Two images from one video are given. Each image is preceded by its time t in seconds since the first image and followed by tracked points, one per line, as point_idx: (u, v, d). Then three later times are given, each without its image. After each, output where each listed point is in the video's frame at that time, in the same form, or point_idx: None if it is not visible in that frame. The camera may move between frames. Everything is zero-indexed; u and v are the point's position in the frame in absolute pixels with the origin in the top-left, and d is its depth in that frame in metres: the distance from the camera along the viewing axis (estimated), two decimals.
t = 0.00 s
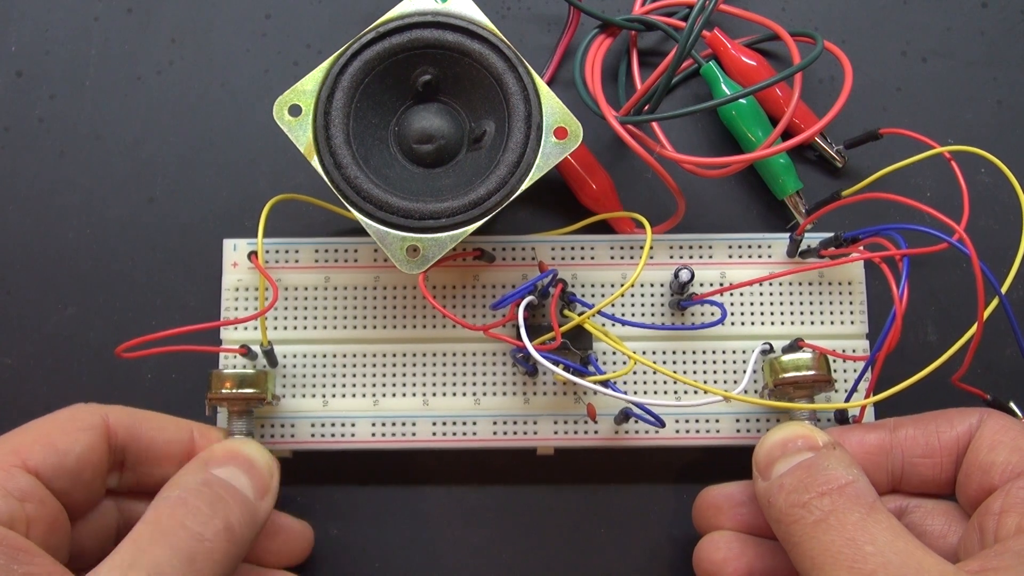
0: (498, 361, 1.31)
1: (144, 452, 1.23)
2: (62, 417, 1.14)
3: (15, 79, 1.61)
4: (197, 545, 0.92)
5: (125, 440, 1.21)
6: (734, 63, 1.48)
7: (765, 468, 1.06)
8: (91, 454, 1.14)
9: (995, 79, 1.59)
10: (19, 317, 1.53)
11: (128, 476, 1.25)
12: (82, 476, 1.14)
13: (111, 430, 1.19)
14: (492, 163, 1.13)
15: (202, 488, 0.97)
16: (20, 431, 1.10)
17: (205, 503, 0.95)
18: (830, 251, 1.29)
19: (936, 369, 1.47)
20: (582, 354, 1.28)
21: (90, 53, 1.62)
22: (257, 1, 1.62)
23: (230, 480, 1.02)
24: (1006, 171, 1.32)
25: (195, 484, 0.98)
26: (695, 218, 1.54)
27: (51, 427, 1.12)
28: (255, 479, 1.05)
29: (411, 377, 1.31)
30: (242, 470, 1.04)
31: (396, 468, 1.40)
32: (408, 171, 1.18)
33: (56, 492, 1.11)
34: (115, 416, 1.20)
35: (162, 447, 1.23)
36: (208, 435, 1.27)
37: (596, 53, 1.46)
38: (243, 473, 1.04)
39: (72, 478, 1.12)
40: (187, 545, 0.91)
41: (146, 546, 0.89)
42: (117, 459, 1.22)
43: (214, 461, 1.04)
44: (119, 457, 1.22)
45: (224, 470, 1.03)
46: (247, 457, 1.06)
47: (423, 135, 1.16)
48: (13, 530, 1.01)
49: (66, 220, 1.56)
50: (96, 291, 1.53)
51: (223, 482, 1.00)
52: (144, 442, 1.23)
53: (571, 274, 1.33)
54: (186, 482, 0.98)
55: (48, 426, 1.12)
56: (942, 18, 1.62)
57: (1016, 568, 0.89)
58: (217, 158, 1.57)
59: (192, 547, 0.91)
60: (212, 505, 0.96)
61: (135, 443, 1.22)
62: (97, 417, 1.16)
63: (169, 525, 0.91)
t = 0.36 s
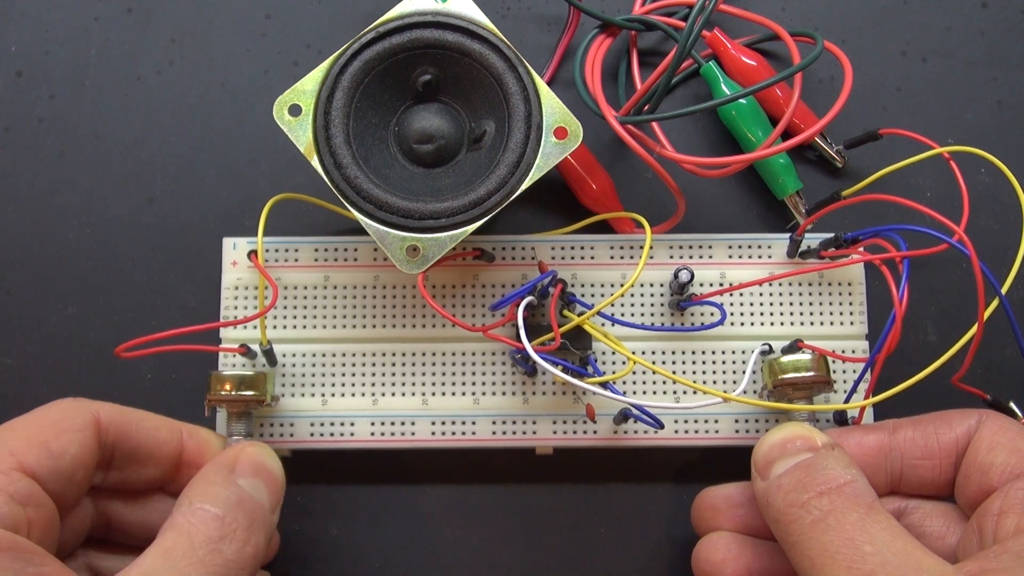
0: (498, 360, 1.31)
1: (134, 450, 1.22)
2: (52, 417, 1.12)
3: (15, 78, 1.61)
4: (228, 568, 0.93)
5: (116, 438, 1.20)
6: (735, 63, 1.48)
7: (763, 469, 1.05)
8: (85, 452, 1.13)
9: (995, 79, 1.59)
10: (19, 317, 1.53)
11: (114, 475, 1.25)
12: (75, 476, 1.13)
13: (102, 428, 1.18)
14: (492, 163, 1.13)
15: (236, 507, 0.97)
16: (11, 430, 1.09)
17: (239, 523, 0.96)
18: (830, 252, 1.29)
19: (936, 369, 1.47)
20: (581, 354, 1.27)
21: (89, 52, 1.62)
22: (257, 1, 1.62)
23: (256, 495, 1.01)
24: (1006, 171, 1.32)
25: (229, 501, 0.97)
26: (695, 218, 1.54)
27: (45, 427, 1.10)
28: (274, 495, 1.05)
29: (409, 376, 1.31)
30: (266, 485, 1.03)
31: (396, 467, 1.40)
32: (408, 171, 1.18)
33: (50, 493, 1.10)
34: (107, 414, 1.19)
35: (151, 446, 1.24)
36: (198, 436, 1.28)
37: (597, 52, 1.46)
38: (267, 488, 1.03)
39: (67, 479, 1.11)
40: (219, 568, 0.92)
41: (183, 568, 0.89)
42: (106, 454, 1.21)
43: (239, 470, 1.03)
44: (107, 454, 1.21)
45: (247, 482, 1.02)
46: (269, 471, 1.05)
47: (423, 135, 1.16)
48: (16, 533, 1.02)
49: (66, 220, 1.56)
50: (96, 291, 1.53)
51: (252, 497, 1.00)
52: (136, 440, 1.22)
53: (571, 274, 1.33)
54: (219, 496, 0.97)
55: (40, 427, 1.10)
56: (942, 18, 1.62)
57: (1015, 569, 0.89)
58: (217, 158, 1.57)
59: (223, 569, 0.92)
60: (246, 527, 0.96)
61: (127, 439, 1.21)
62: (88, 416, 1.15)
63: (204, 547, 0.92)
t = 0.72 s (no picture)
0: (494, 362, 1.31)
1: (150, 455, 1.23)
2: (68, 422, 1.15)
3: (15, 79, 1.61)
4: (204, 550, 0.93)
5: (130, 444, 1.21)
6: (734, 63, 1.48)
7: (765, 466, 1.05)
8: (95, 456, 1.14)
9: (995, 79, 1.59)
10: (20, 317, 1.53)
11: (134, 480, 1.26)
12: (85, 478, 1.14)
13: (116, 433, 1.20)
14: (492, 163, 1.13)
15: (208, 490, 0.98)
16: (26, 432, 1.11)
17: (212, 505, 0.96)
18: (827, 253, 1.29)
19: (935, 369, 1.47)
20: (579, 356, 1.26)
21: (89, 53, 1.62)
22: (257, 1, 1.62)
23: (234, 483, 1.02)
24: (1006, 171, 1.32)
25: (202, 485, 0.98)
26: (695, 218, 1.53)
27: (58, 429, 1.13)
28: (256, 483, 1.05)
29: (407, 378, 1.31)
30: (244, 474, 1.04)
31: (396, 467, 1.40)
32: (407, 171, 1.18)
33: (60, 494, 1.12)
34: (121, 423, 1.20)
35: (164, 451, 1.24)
36: (212, 438, 1.28)
37: (596, 53, 1.46)
38: (246, 475, 1.04)
39: (76, 480, 1.13)
40: (194, 550, 0.92)
41: (154, 550, 0.90)
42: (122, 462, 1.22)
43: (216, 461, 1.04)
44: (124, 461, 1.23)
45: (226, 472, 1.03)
46: (248, 459, 1.06)
47: (423, 135, 1.16)
48: (16, 526, 1.01)
49: (66, 220, 1.57)
50: (97, 291, 1.54)
51: (228, 484, 1.00)
52: (149, 446, 1.23)
53: (568, 275, 1.33)
54: (191, 483, 0.98)
55: (53, 430, 1.13)
56: (942, 17, 1.61)
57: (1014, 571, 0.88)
58: (217, 158, 1.57)
59: (199, 551, 0.92)
60: (219, 509, 0.97)
61: (140, 446, 1.22)
62: (103, 423, 1.17)
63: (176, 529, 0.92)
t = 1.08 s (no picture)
0: (495, 360, 1.31)
1: (152, 453, 1.24)
2: (68, 421, 1.15)
3: (15, 79, 1.61)
4: (194, 557, 0.92)
5: (130, 441, 1.22)
6: (734, 63, 1.48)
7: (768, 464, 1.05)
8: (97, 455, 1.15)
9: (995, 79, 1.59)
10: (20, 316, 1.53)
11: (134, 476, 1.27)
12: (89, 478, 1.15)
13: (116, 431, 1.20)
14: (492, 163, 1.13)
15: (199, 496, 0.97)
16: (27, 432, 1.11)
17: (202, 511, 0.96)
18: (827, 253, 1.29)
19: (935, 369, 1.47)
20: (579, 354, 1.26)
21: (89, 53, 1.62)
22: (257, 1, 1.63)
23: (225, 486, 1.01)
24: (1005, 171, 1.32)
25: (192, 491, 0.98)
26: (695, 218, 1.54)
27: (58, 430, 1.13)
28: (251, 483, 1.04)
29: (407, 376, 1.31)
30: (237, 475, 1.03)
31: (395, 466, 1.40)
32: (408, 170, 1.18)
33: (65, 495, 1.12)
34: (121, 418, 1.21)
35: (164, 449, 1.24)
36: (212, 431, 1.28)
37: (596, 53, 1.46)
38: (238, 477, 1.03)
39: (81, 480, 1.13)
40: (184, 557, 0.92)
41: (146, 559, 0.90)
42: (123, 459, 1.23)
43: (208, 464, 1.04)
44: (125, 457, 1.23)
45: (218, 475, 1.03)
46: (241, 461, 1.05)
47: (423, 134, 1.16)
48: (22, 532, 1.02)
49: (66, 220, 1.57)
50: (97, 291, 1.54)
51: (219, 488, 1.00)
52: (149, 444, 1.24)
53: (568, 274, 1.33)
54: (182, 490, 0.98)
55: (53, 430, 1.13)
56: (942, 18, 1.61)
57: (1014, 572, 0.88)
58: (217, 158, 1.57)
59: (190, 559, 0.92)
60: (207, 515, 0.96)
61: (140, 442, 1.23)
62: (102, 419, 1.17)
63: (167, 536, 0.92)
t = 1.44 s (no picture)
0: (495, 361, 1.31)
1: (148, 454, 1.23)
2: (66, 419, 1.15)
3: (15, 78, 1.61)
4: (198, 552, 0.92)
5: (128, 441, 1.22)
6: (734, 63, 1.48)
7: (767, 466, 1.05)
8: (95, 454, 1.15)
9: (995, 79, 1.59)
10: (19, 317, 1.53)
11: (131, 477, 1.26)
12: (86, 477, 1.14)
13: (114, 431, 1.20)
14: (492, 163, 1.13)
15: (204, 493, 0.98)
16: (25, 431, 1.11)
17: (207, 507, 0.96)
18: (828, 253, 1.29)
19: (935, 369, 1.47)
20: (580, 355, 1.26)
21: (89, 53, 1.62)
22: (257, 2, 1.62)
23: (229, 484, 1.02)
24: (1006, 171, 1.32)
25: (197, 488, 0.98)
26: (695, 218, 1.54)
27: (54, 429, 1.13)
28: (254, 485, 1.05)
29: (408, 377, 1.31)
30: (239, 474, 1.04)
31: (396, 466, 1.40)
32: (408, 170, 1.18)
33: (61, 494, 1.12)
34: (118, 418, 1.21)
35: (162, 450, 1.24)
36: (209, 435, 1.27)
37: (596, 53, 1.46)
38: (242, 477, 1.04)
39: (76, 479, 1.13)
40: (189, 551, 0.92)
41: (149, 553, 0.90)
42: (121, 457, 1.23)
43: (212, 464, 1.04)
44: (122, 457, 1.23)
45: (221, 475, 1.03)
46: (245, 462, 1.06)
47: (423, 134, 1.16)
48: (18, 531, 1.01)
49: (66, 220, 1.57)
50: (97, 291, 1.54)
51: (223, 487, 1.01)
52: (148, 444, 1.23)
53: (569, 275, 1.33)
54: (187, 487, 0.98)
55: (52, 429, 1.12)
56: (942, 18, 1.61)
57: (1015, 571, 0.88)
58: (217, 158, 1.57)
59: (194, 554, 0.92)
60: (213, 511, 0.96)
61: (138, 442, 1.22)
62: (100, 418, 1.17)
63: (170, 532, 0.92)
